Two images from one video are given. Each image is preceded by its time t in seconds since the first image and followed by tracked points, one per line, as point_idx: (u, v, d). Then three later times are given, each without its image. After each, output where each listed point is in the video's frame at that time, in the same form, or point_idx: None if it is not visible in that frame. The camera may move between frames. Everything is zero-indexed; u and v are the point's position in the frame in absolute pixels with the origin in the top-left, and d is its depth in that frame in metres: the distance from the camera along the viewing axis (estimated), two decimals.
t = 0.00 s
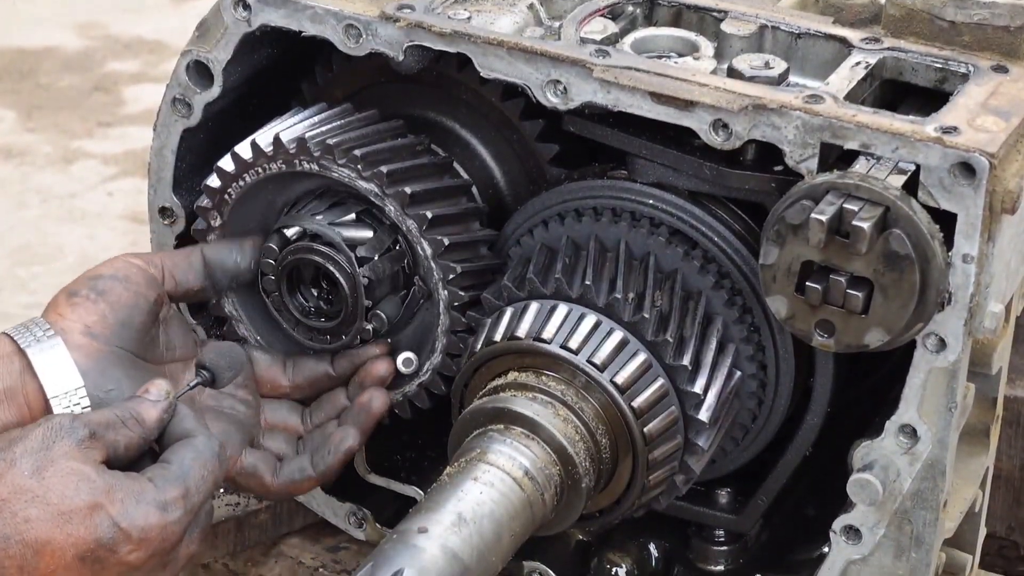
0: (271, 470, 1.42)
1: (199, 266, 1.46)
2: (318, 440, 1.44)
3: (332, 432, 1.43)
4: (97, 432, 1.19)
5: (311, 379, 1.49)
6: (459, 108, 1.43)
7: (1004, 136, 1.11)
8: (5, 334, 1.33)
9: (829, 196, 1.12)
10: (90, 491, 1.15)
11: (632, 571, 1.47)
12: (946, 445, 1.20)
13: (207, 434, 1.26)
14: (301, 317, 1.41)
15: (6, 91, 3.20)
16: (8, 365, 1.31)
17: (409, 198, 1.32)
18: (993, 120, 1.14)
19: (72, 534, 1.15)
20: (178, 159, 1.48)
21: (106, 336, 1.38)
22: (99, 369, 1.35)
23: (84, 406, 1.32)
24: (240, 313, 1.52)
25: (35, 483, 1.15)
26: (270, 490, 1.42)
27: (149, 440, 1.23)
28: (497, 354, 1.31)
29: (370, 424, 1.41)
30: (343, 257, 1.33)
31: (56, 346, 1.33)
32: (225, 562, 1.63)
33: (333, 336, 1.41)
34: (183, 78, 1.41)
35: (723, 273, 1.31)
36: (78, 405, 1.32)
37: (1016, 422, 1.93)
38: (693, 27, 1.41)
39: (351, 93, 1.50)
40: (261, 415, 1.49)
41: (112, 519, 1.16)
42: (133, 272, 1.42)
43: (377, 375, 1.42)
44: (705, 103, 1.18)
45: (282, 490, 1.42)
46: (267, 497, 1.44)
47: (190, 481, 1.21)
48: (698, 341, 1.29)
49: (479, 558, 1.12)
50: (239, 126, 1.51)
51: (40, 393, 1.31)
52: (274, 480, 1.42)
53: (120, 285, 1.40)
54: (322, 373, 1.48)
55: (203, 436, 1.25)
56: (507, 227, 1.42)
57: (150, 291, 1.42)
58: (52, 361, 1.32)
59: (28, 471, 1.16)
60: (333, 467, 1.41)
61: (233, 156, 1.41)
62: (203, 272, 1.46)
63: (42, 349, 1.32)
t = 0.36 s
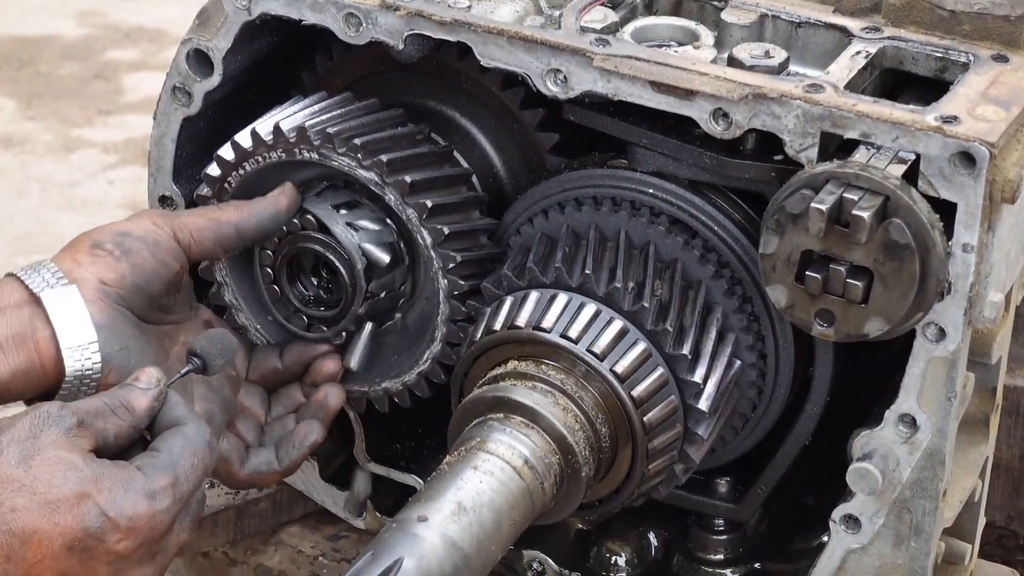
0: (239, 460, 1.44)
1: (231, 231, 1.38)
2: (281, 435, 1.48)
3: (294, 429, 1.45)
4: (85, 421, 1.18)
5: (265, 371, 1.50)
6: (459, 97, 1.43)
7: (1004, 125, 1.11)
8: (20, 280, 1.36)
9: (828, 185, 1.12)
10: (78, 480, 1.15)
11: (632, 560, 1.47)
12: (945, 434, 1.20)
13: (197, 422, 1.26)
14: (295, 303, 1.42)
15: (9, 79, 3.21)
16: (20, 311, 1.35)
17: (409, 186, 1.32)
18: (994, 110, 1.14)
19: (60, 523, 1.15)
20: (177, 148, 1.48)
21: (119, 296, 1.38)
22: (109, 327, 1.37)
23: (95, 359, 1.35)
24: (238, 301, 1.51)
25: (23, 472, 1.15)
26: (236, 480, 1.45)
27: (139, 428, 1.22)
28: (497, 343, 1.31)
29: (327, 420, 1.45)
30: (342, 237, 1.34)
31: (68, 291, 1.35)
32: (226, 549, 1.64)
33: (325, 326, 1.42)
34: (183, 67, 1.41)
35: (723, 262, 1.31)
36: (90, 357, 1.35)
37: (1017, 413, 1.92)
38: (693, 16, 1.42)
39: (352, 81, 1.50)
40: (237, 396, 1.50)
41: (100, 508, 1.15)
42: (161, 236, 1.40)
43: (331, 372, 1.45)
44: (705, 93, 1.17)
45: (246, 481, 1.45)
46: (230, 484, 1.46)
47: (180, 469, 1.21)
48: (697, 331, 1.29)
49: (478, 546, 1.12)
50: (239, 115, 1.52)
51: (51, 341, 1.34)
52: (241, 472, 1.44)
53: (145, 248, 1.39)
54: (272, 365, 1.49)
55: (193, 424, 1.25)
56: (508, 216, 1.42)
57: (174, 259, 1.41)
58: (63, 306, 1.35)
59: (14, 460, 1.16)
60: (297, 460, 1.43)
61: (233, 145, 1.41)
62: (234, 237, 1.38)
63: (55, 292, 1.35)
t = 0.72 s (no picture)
0: (249, 452, 1.43)
1: (208, 205, 1.42)
2: (295, 427, 1.46)
3: (305, 420, 1.45)
4: (83, 406, 1.18)
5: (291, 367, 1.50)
6: (460, 89, 1.44)
7: (1005, 116, 1.10)
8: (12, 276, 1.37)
9: (828, 176, 1.12)
10: (77, 466, 1.15)
11: (633, 551, 1.46)
12: (945, 426, 1.20)
13: (193, 404, 1.27)
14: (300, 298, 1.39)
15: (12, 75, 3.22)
16: (15, 305, 1.35)
17: (409, 176, 1.32)
18: (994, 101, 1.13)
19: (60, 509, 1.15)
20: (177, 140, 1.48)
21: (114, 285, 1.40)
22: (106, 318, 1.39)
23: (92, 349, 1.36)
24: (239, 293, 1.50)
25: (20, 458, 1.15)
26: (246, 471, 1.43)
27: (135, 411, 1.22)
28: (496, 334, 1.31)
29: (342, 416, 1.44)
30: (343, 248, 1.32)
31: (61, 286, 1.36)
32: (226, 541, 1.64)
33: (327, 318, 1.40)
34: (183, 59, 1.41)
35: (723, 254, 1.31)
36: (86, 348, 1.36)
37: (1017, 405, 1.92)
38: (693, 8, 1.42)
39: (353, 72, 1.50)
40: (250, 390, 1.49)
41: (98, 493, 1.16)
42: (146, 216, 1.41)
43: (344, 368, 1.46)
44: (705, 84, 1.17)
45: (258, 474, 1.44)
46: (240, 476, 1.44)
47: (178, 452, 1.22)
48: (698, 322, 1.29)
49: (478, 537, 1.12)
50: (238, 107, 1.52)
51: (47, 334, 1.35)
52: (251, 463, 1.43)
53: (132, 233, 1.41)
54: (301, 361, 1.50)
55: (190, 407, 1.26)
56: (508, 207, 1.42)
57: (159, 241, 1.43)
58: (56, 300, 1.35)
59: (11, 446, 1.16)
60: (309, 451, 1.43)
61: (233, 137, 1.41)
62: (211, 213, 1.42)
63: (49, 288, 1.36)
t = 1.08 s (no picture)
0: (245, 459, 1.46)
1: (210, 209, 1.41)
2: (295, 430, 1.48)
3: (303, 427, 1.46)
4: (73, 399, 1.19)
5: (291, 369, 1.53)
6: (460, 84, 1.44)
7: (1004, 111, 1.10)
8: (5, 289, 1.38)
9: (828, 172, 1.12)
10: (67, 459, 1.16)
11: (633, 546, 1.46)
12: (945, 421, 1.19)
13: (184, 397, 1.27)
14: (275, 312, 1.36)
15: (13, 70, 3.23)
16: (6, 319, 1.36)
17: (409, 172, 1.32)
18: (993, 96, 1.13)
19: (50, 502, 1.15)
20: (177, 136, 1.48)
21: (106, 299, 1.41)
22: (97, 331, 1.40)
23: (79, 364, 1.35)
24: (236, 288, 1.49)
25: (11, 452, 1.16)
26: (242, 480, 1.47)
27: (126, 404, 1.22)
28: (496, 329, 1.31)
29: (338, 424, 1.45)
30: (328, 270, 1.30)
31: (51, 300, 1.37)
32: (226, 537, 1.64)
33: (309, 331, 1.38)
34: (183, 54, 1.41)
35: (723, 249, 1.32)
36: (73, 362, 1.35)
37: (1017, 401, 1.91)
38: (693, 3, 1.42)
39: (353, 68, 1.51)
40: (248, 390, 1.52)
41: (90, 486, 1.16)
42: (143, 229, 1.43)
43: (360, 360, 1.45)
44: (705, 79, 1.17)
45: (253, 482, 1.47)
46: (240, 484, 1.48)
47: (169, 445, 1.22)
48: (698, 318, 1.29)
49: (478, 533, 1.12)
50: (238, 103, 1.52)
51: (35, 349, 1.36)
52: (246, 472, 1.46)
53: (127, 246, 1.42)
54: (300, 361, 1.53)
55: (181, 399, 1.26)
56: (507, 203, 1.42)
57: (157, 252, 1.44)
58: (45, 314, 1.36)
59: (3, 440, 1.16)
60: (305, 460, 1.45)
61: (233, 132, 1.41)
62: (213, 216, 1.42)
63: (38, 303, 1.36)
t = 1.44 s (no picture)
0: (253, 463, 1.43)
1: (182, 250, 1.47)
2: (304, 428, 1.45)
3: (314, 422, 1.42)
4: (61, 405, 1.19)
5: (290, 395, 1.53)
6: (461, 81, 1.44)
7: (1005, 109, 1.10)
8: None
9: (829, 169, 1.12)
10: (54, 466, 1.16)
11: (633, 543, 1.46)
12: (946, 418, 1.19)
13: (173, 405, 1.28)
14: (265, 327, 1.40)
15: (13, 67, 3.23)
16: None
17: (409, 169, 1.32)
18: (994, 93, 1.13)
19: (36, 509, 1.16)
20: (178, 133, 1.47)
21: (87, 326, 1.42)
22: (77, 353, 1.39)
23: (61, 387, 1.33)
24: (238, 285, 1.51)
25: None
26: (252, 483, 1.43)
27: (115, 410, 1.23)
28: (498, 326, 1.31)
29: (352, 419, 1.41)
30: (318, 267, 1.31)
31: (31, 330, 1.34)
32: (226, 534, 1.65)
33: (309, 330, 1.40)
34: (184, 51, 1.41)
35: (724, 246, 1.32)
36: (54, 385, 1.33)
37: (1018, 399, 1.91)
38: None
39: (354, 65, 1.50)
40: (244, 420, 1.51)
41: (76, 493, 1.16)
42: (116, 265, 1.47)
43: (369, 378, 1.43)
44: (706, 76, 1.17)
45: (266, 481, 1.43)
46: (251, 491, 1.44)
47: (157, 451, 1.22)
48: (698, 315, 1.29)
49: (478, 530, 1.12)
50: (238, 100, 1.52)
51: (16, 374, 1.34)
52: (256, 473, 1.43)
53: (101, 277, 1.46)
54: (300, 387, 1.53)
55: (170, 407, 1.27)
56: (508, 200, 1.42)
57: (130, 285, 1.48)
58: (26, 344, 1.34)
59: None
60: (318, 453, 1.41)
61: (233, 129, 1.40)
62: (185, 255, 1.47)
63: (17, 334, 1.34)
